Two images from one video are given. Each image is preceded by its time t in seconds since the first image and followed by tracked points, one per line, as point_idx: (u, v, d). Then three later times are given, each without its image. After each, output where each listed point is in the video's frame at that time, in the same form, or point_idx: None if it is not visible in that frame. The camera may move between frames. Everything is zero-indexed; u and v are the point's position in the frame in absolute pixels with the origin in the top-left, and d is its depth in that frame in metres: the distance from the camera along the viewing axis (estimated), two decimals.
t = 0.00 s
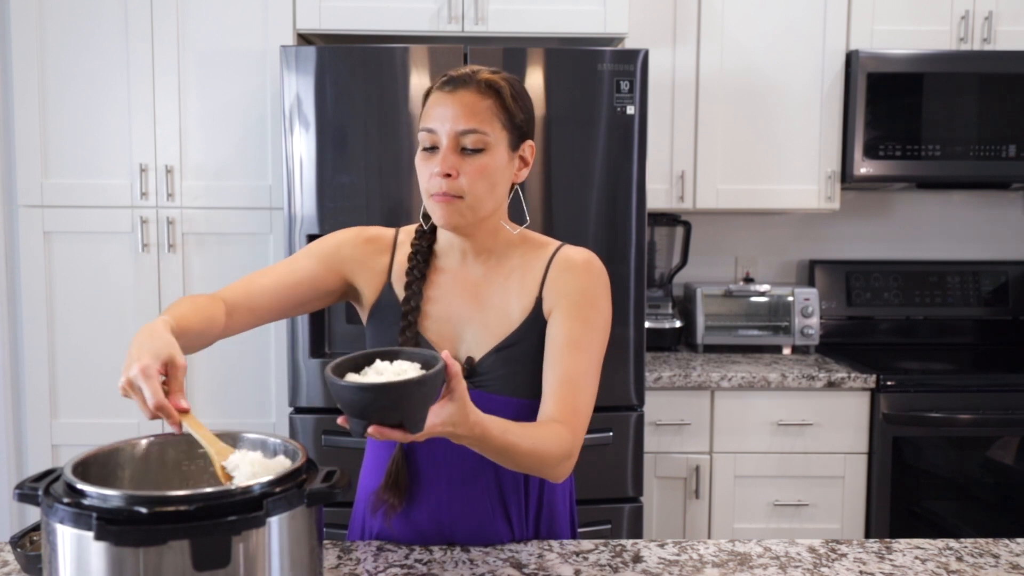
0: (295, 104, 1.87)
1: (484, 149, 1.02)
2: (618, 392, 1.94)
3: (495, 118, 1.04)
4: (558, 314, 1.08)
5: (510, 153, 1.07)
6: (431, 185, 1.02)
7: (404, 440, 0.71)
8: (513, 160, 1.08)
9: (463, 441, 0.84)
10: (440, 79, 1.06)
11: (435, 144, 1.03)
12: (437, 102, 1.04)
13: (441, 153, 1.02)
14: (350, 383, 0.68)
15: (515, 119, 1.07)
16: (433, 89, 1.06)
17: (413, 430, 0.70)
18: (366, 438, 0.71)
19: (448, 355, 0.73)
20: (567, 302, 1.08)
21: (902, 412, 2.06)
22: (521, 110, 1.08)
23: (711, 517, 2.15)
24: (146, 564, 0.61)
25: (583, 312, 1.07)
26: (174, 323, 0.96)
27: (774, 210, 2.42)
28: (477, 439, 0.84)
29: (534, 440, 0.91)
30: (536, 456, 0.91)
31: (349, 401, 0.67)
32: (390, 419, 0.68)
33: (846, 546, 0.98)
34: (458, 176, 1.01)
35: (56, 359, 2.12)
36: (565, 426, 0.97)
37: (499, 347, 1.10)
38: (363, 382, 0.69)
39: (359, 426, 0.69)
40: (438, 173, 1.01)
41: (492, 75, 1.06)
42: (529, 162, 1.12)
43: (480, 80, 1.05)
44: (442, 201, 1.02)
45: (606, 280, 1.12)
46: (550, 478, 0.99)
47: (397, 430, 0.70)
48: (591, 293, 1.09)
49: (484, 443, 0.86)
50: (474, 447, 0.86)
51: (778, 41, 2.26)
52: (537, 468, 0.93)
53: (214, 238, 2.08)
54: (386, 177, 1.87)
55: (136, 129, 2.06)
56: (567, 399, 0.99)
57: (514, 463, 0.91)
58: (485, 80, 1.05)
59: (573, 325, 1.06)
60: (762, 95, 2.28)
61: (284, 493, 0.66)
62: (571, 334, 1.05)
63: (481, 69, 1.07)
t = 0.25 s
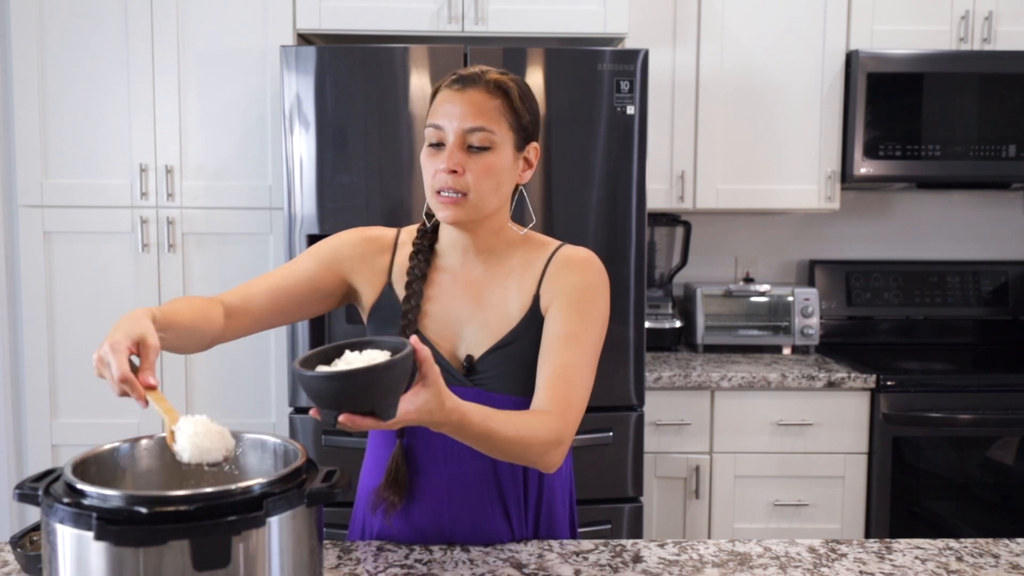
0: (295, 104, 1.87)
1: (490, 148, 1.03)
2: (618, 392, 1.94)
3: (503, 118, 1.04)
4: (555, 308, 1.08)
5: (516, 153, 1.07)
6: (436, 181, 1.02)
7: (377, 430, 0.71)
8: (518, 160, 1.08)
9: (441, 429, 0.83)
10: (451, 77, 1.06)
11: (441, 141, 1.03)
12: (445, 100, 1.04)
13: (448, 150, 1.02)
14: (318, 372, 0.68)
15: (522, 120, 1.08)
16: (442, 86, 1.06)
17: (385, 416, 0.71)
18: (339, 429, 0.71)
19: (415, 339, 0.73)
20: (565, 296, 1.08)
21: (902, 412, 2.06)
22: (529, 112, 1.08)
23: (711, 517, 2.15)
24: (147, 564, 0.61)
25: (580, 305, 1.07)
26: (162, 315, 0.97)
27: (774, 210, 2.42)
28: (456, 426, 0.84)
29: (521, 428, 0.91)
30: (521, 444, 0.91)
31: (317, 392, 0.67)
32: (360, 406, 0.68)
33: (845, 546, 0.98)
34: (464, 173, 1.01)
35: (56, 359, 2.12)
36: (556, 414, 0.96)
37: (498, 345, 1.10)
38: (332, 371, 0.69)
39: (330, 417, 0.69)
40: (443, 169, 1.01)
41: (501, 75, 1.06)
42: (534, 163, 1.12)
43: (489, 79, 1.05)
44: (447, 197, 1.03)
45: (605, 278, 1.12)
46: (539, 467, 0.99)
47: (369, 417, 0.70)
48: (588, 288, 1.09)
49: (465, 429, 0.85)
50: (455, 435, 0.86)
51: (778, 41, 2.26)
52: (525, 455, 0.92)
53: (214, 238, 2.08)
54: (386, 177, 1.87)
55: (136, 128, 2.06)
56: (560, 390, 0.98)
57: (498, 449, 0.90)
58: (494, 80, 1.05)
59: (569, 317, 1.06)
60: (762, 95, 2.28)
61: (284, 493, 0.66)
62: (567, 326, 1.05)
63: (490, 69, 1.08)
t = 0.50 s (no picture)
0: (295, 104, 1.87)
1: (494, 147, 1.03)
2: (618, 392, 1.94)
3: (507, 118, 1.05)
4: (550, 305, 1.06)
5: (519, 154, 1.07)
6: (438, 177, 1.02)
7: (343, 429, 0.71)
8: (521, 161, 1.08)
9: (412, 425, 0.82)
10: (457, 75, 1.06)
11: (445, 137, 1.03)
12: (451, 98, 1.04)
13: (451, 147, 1.02)
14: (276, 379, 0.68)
15: (526, 121, 1.08)
16: (449, 84, 1.07)
17: (349, 416, 0.70)
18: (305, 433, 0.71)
19: (373, 336, 0.72)
20: (559, 293, 1.07)
21: (902, 412, 2.06)
22: (533, 114, 1.09)
23: (711, 517, 2.15)
24: (147, 564, 0.61)
25: (575, 302, 1.06)
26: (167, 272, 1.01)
27: (774, 210, 2.42)
28: (427, 420, 0.82)
29: (500, 419, 0.89)
30: (500, 435, 0.88)
31: (276, 398, 0.67)
32: (320, 410, 0.68)
33: (846, 546, 0.98)
34: (467, 170, 1.02)
35: (56, 359, 2.12)
36: (541, 405, 0.94)
37: (495, 344, 1.10)
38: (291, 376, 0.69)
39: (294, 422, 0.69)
40: (446, 166, 1.02)
41: (508, 76, 1.07)
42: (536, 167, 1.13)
43: (495, 79, 1.05)
44: (448, 193, 1.02)
45: (603, 279, 1.11)
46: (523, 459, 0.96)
47: (334, 419, 0.70)
48: (583, 286, 1.08)
49: (436, 423, 0.84)
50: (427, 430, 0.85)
51: (778, 41, 2.26)
52: (505, 447, 0.90)
53: (214, 238, 2.08)
54: (387, 178, 1.87)
55: (136, 128, 2.06)
56: (548, 381, 0.96)
57: (477, 443, 0.88)
58: (501, 81, 1.05)
59: (562, 313, 1.04)
60: (762, 95, 2.28)
61: (284, 493, 0.66)
62: (559, 321, 1.03)
63: (496, 70, 1.08)
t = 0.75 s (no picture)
0: (295, 104, 1.87)
1: (495, 146, 1.03)
2: (618, 392, 1.94)
3: (509, 118, 1.05)
4: (541, 301, 1.06)
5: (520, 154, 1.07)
6: (438, 174, 1.02)
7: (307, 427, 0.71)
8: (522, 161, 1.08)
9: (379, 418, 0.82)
10: (461, 75, 1.06)
11: (447, 134, 1.04)
12: (454, 96, 1.04)
13: (453, 144, 1.03)
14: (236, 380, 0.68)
15: (528, 122, 1.08)
16: (452, 82, 1.07)
17: (312, 415, 0.70)
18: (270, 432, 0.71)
19: (334, 335, 0.72)
20: (551, 290, 1.06)
21: (902, 412, 2.06)
22: (535, 115, 1.09)
23: (711, 517, 2.15)
24: (147, 564, 0.61)
25: (565, 299, 1.05)
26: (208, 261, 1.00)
27: (774, 210, 2.42)
28: (393, 414, 0.82)
29: (471, 410, 0.88)
30: (470, 426, 0.88)
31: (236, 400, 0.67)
32: (281, 410, 0.68)
33: (846, 546, 0.98)
34: (468, 168, 1.02)
35: (56, 359, 2.12)
36: (520, 397, 0.93)
37: (491, 343, 1.10)
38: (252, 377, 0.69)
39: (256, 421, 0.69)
40: (447, 163, 1.02)
41: (511, 78, 1.07)
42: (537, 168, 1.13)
43: (498, 80, 1.06)
44: (448, 191, 1.02)
45: (599, 281, 1.10)
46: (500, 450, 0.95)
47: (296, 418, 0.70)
48: (575, 285, 1.07)
49: (401, 418, 0.83)
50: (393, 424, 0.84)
51: (778, 41, 2.26)
52: (478, 437, 0.89)
53: (214, 238, 2.08)
54: (387, 178, 1.87)
55: (136, 128, 2.06)
56: (531, 372, 0.95)
57: (449, 434, 0.87)
58: (504, 81, 1.06)
59: (551, 308, 1.03)
60: (762, 95, 2.28)
61: (284, 493, 0.66)
62: (547, 316, 1.02)
63: (500, 70, 1.08)
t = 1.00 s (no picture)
0: (295, 104, 1.87)
1: (496, 146, 1.03)
2: (618, 392, 1.94)
3: (511, 118, 1.05)
4: (538, 301, 1.05)
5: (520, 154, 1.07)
6: (439, 173, 1.02)
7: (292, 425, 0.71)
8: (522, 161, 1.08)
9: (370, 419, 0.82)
10: (463, 74, 1.06)
11: (449, 133, 1.03)
12: (456, 95, 1.04)
13: (454, 143, 1.03)
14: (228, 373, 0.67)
15: (529, 123, 1.08)
16: (454, 82, 1.07)
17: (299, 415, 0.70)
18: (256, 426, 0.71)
19: (329, 336, 0.71)
20: (548, 290, 1.06)
21: (902, 412, 2.06)
22: (536, 116, 1.09)
23: (711, 517, 2.15)
24: (147, 564, 0.61)
25: (561, 299, 1.05)
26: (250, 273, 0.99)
27: (774, 210, 2.42)
28: (384, 416, 0.82)
29: (463, 409, 0.88)
30: (463, 427, 0.88)
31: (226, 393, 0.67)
32: (269, 407, 0.68)
33: (846, 546, 0.98)
34: (469, 167, 1.02)
35: (56, 359, 2.12)
36: (513, 396, 0.93)
37: (490, 343, 1.10)
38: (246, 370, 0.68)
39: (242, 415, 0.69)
40: (449, 161, 1.02)
41: (513, 78, 1.07)
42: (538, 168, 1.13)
43: (500, 80, 1.06)
44: (449, 190, 1.02)
45: (596, 280, 1.10)
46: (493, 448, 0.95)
47: (280, 417, 0.70)
48: (572, 285, 1.07)
49: (393, 417, 0.83)
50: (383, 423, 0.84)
51: (778, 41, 2.26)
52: (470, 436, 0.89)
53: (214, 238, 2.08)
54: (387, 178, 1.87)
55: (136, 128, 2.06)
56: (526, 372, 0.95)
57: (443, 434, 0.87)
58: (505, 81, 1.06)
59: (546, 308, 1.03)
60: (762, 95, 2.28)
61: (284, 493, 0.66)
62: (542, 315, 1.02)
63: (501, 71, 1.08)
